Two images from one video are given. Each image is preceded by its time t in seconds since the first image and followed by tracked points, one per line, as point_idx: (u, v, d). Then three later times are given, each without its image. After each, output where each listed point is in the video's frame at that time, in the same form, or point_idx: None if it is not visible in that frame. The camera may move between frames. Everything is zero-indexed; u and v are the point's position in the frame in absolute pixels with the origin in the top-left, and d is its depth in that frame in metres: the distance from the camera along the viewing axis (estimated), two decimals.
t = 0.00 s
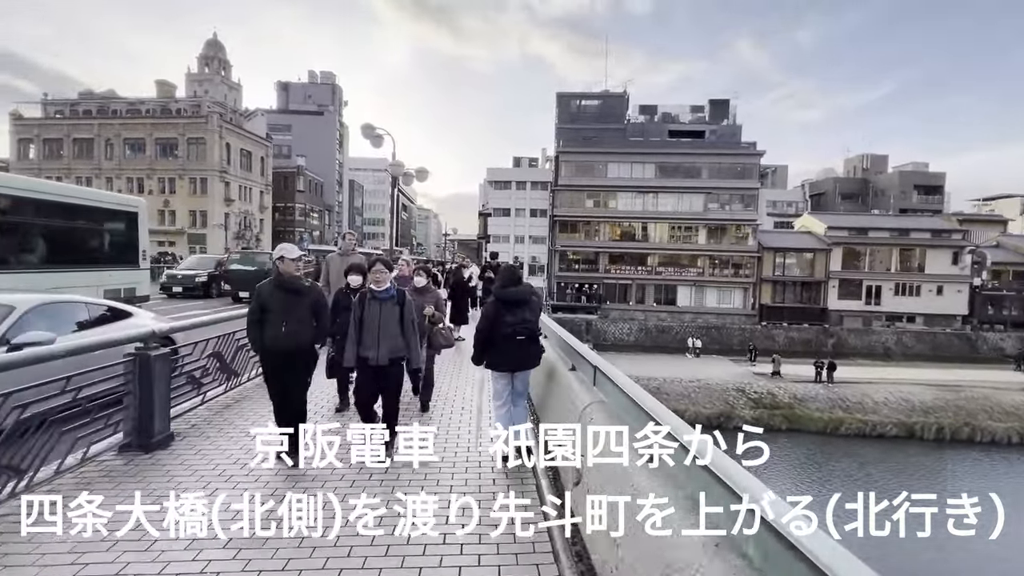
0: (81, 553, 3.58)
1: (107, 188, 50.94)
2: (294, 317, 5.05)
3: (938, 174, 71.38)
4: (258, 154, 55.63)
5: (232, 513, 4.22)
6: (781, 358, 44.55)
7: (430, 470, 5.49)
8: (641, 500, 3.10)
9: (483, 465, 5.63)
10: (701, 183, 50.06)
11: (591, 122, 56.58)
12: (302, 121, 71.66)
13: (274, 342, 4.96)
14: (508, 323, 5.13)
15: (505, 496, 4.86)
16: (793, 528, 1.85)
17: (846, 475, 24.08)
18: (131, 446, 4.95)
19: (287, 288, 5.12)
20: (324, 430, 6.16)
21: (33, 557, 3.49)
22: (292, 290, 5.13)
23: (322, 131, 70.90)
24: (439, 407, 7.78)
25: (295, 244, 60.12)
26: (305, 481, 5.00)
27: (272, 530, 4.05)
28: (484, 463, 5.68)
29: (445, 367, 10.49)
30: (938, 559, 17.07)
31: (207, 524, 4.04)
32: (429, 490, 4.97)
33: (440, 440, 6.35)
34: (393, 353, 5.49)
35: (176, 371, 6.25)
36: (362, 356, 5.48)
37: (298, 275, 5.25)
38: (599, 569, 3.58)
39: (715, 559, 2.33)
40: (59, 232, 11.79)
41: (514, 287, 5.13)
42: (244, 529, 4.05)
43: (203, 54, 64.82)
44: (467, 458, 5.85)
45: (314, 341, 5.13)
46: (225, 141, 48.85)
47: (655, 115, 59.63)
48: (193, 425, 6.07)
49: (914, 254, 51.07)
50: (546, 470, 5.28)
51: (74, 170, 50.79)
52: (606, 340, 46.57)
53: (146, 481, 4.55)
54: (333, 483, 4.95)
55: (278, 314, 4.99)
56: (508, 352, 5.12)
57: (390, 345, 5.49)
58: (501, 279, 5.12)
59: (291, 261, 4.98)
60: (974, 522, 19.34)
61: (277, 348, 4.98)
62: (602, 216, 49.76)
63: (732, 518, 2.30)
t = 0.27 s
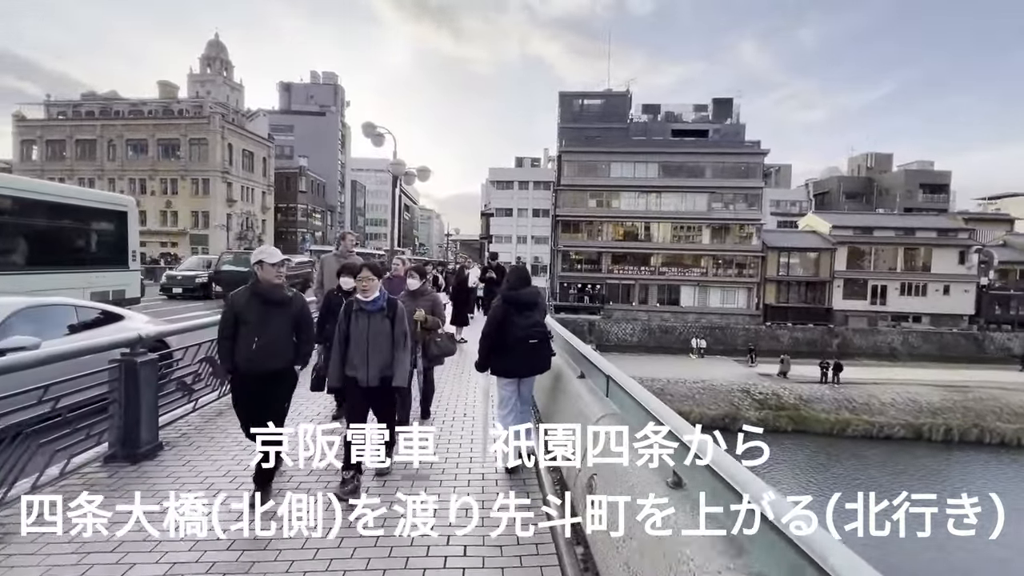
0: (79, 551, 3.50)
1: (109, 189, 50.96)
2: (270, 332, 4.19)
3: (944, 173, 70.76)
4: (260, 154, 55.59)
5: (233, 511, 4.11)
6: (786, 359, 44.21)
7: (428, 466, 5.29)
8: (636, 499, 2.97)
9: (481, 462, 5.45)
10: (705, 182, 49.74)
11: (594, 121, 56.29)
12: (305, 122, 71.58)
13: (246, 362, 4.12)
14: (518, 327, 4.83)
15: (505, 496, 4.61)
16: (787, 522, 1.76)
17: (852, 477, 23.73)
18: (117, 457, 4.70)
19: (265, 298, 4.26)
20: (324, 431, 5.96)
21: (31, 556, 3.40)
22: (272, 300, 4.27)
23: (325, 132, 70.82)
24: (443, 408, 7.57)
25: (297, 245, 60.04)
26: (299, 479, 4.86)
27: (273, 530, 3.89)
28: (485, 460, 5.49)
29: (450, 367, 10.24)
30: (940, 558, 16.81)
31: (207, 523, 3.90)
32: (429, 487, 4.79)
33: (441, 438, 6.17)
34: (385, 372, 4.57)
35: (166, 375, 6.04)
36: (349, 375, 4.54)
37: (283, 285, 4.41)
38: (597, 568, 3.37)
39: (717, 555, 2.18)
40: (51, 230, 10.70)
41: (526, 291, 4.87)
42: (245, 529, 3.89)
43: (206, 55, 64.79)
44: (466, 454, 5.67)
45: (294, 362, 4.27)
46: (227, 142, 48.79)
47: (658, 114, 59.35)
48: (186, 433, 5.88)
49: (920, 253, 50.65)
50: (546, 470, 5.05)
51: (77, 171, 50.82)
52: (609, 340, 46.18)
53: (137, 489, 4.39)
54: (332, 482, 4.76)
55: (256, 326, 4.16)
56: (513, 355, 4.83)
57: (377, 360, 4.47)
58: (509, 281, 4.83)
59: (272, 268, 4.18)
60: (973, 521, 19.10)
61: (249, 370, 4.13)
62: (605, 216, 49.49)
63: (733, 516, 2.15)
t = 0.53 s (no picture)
0: (66, 555, 3.35)
1: (114, 189, 51.04)
2: (238, 340, 3.74)
3: (953, 170, 69.99)
4: (264, 154, 55.56)
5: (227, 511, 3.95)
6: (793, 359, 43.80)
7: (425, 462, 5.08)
8: (639, 504, 2.72)
9: (481, 460, 5.21)
10: (710, 181, 49.34)
11: (598, 120, 55.96)
12: (308, 122, 71.54)
13: (212, 380, 3.62)
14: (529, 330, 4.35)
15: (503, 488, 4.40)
16: (790, 514, 1.55)
17: (862, 480, 23.33)
18: (101, 465, 4.49)
19: (232, 302, 3.76)
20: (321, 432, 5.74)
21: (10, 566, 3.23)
22: (243, 306, 3.79)
23: (328, 131, 70.76)
24: (446, 403, 7.34)
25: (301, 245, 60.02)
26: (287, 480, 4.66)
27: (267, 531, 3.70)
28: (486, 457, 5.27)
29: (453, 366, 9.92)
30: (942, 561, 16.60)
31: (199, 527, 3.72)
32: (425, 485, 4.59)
33: (441, 433, 5.97)
34: (364, 387, 3.94)
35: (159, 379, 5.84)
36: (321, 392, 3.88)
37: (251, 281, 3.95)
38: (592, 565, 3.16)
39: (716, 551, 1.96)
40: (39, 228, 10.48)
41: (538, 290, 4.38)
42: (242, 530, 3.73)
43: (209, 55, 64.73)
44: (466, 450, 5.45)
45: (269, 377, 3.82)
46: (231, 142, 48.75)
47: (663, 113, 58.96)
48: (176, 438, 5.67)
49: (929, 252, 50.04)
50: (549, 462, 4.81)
51: (82, 172, 50.89)
52: (614, 340, 45.88)
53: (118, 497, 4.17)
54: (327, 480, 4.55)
55: (226, 337, 3.69)
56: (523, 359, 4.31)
57: (355, 375, 3.87)
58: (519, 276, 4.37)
59: (236, 264, 3.71)
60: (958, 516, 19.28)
61: (216, 389, 3.64)
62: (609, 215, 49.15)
63: (736, 510, 1.91)
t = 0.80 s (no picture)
0: (53, 561, 3.28)
1: (123, 189, 51.40)
2: (180, 367, 3.14)
3: (967, 168, 68.76)
4: (271, 154, 55.68)
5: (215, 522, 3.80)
6: (803, 360, 43.26)
7: (431, 460, 4.96)
8: (648, 507, 2.55)
9: (489, 456, 5.07)
10: (719, 179, 48.78)
11: (605, 118, 55.49)
12: (315, 121, 71.64)
13: (149, 414, 3.03)
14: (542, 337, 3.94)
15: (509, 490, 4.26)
16: (828, 545, 1.43)
17: (875, 482, 22.93)
18: (88, 475, 4.38)
19: (172, 319, 3.15)
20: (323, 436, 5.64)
21: None
22: (185, 324, 3.17)
23: (335, 131, 70.81)
24: (453, 403, 7.21)
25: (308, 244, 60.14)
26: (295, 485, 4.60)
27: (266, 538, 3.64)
28: (494, 454, 5.13)
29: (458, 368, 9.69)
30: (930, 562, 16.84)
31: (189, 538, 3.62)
32: (430, 481, 4.47)
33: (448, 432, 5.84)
34: (343, 415, 3.19)
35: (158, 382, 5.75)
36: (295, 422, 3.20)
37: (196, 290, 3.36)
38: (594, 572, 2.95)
39: None
40: (33, 227, 10.31)
41: (554, 295, 3.91)
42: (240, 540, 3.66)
43: (217, 55, 64.90)
44: (473, 448, 5.32)
45: (222, 411, 3.23)
46: (239, 142, 48.90)
47: (671, 110, 58.38)
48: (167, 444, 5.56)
49: (943, 250, 49.18)
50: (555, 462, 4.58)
51: (92, 172, 51.29)
52: (621, 340, 45.92)
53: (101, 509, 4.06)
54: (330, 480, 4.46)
55: (166, 364, 3.11)
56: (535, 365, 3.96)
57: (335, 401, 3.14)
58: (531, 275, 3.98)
59: (171, 268, 3.15)
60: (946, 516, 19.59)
61: (154, 426, 3.06)
62: (617, 213, 48.75)
63: (771, 550, 1.74)
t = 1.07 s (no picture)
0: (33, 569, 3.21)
1: (135, 188, 51.86)
2: (99, 386, 2.69)
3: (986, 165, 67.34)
4: (280, 153, 55.92)
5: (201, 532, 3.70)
6: (816, 361, 42.60)
7: (437, 464, 4.85)
8: (657, 502, 2.42)
9: (498, 460, 4.94)
10: (730, 177, 48.13)
11: (615, 115, 54.98)
12: (324, 120, 71.84)
13: (66, 439, 2.63)
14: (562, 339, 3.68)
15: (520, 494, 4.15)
16: (856, 553, 1.34)
17: (891, 486, 22.44)
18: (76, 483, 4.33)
19: (92, 328, 2.66)
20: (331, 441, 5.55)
21: None
22: (116, 335, 2.72)
23: (344, 130, 70.99)
24: (462, 404, 7.07)
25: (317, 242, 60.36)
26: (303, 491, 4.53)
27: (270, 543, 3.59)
28: (502, 457, 5.02)
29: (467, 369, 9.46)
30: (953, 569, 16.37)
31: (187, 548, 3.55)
32: (437, 487, 4.34)
33: (456, 435, 5.70)
34: (311, 457, 2.83)
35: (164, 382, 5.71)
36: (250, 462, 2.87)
37: (135, 291, 2.91)
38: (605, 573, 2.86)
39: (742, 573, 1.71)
40: (39, 225, 10.29)
41: (574, 294, 3.64)
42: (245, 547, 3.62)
43: (228, 54, 65.24)
44: (480, 453, 5.18)
45: (161, 437, 2.77)
46: (249, 141, 49.13)
47: (682, 107, 57.72)
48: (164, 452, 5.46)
49: (961, 249, 48.14)
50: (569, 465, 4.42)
51: (105, 171, 51.83)
52: (630, 340, 45.59)
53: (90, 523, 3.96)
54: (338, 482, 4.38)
55: (85, 381, 2.66)
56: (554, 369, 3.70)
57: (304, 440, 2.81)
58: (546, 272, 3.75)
59: (88, 265, 2.63)
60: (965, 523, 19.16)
61: (74, 453, 2.64)
62: (626, 212, 48.30)
63: (791, 556, 1.63)
